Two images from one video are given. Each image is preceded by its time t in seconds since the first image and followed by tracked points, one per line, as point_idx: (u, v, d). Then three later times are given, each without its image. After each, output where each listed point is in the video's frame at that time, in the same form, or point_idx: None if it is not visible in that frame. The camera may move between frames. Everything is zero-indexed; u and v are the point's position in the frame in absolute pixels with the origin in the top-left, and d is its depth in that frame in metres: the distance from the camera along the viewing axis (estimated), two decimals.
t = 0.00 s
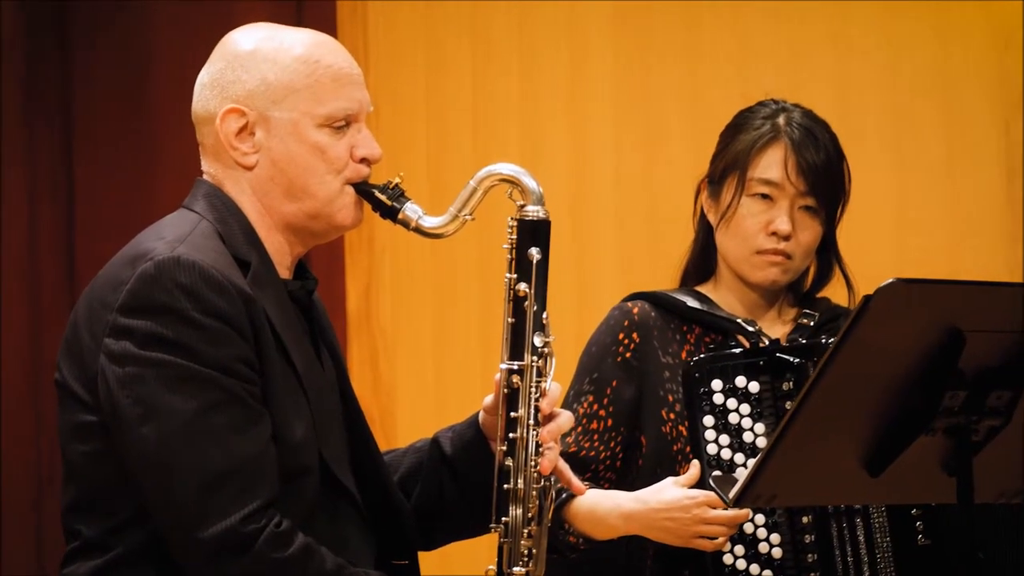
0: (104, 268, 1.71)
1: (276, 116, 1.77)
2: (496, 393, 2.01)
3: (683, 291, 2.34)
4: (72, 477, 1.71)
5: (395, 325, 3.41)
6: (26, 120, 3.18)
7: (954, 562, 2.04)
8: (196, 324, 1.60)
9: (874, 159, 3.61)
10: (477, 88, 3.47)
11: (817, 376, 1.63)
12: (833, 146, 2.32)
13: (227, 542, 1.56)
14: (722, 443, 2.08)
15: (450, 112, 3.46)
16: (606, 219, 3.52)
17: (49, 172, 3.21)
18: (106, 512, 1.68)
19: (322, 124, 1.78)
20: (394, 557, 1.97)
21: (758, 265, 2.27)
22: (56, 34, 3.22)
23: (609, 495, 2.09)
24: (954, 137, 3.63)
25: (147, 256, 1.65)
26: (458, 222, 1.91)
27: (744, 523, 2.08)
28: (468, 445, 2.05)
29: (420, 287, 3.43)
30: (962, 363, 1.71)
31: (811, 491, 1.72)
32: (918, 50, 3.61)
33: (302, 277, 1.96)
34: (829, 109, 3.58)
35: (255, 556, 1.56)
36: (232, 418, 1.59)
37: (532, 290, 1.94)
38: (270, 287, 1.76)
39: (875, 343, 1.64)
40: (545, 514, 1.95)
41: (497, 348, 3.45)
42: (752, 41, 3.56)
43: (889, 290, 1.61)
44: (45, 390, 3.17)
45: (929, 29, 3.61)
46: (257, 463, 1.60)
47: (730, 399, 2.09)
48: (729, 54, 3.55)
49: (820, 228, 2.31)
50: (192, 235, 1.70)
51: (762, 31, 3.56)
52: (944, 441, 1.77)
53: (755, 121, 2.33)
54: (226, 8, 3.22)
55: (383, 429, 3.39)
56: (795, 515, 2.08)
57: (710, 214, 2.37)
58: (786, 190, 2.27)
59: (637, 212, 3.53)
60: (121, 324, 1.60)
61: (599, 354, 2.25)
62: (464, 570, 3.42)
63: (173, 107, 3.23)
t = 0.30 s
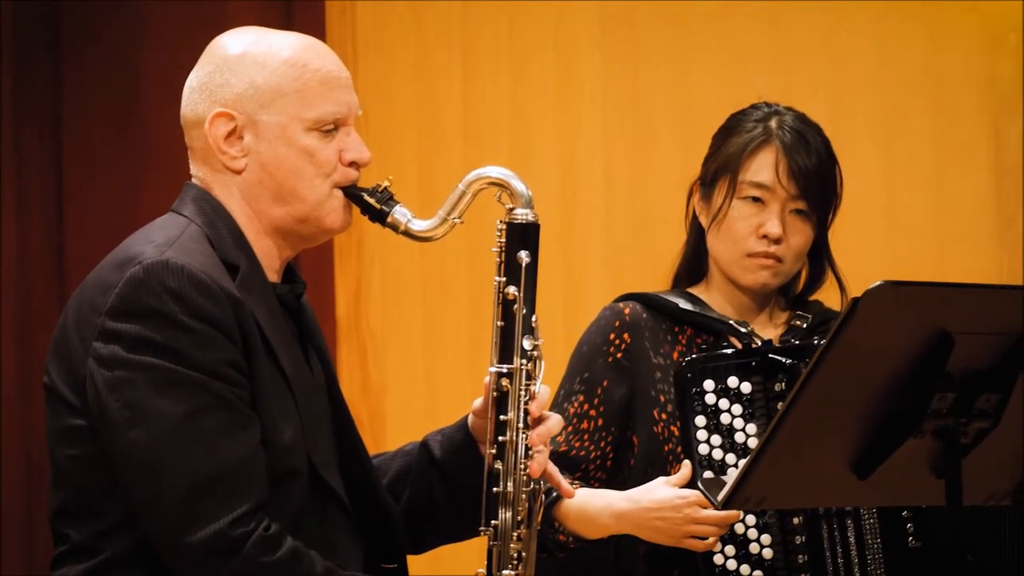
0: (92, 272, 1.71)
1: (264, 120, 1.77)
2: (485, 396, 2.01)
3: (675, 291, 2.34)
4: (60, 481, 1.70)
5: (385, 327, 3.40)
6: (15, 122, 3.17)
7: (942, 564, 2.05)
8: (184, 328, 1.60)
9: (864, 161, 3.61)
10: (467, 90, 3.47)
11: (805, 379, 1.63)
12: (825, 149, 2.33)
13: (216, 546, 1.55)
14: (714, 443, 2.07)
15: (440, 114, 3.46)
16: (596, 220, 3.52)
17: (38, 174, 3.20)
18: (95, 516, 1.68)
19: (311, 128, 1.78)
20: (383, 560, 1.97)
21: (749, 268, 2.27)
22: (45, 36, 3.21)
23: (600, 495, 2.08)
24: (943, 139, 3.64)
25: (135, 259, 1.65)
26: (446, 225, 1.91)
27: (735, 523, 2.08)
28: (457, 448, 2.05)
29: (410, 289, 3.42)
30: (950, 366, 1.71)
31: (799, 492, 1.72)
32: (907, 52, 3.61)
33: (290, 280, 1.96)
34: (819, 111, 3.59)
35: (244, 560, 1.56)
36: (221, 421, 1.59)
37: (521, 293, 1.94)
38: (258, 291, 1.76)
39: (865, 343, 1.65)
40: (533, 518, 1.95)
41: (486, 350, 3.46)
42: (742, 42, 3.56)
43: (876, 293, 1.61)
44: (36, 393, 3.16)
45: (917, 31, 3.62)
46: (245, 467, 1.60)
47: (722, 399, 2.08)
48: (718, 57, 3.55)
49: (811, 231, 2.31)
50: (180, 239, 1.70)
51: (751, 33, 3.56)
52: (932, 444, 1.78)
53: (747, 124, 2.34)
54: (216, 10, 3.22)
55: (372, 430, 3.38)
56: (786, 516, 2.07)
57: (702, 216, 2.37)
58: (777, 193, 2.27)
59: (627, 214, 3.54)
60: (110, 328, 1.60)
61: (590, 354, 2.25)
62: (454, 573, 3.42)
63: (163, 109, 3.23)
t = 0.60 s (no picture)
0: (85, 273, 1.71)
1: (257, 122, 1.77)
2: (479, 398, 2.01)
3: (676, 291, 2.33)
4: (52, 481, 1.70)
5: (379, 328, 3.41)
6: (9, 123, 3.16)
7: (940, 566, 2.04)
8: (177, 329, 1.60)
9: (857, 163, 3.62)
10: (461, 91, 3.47)
11: (798, 381, 1.64)
12: (829, 154, 2.31)
13: (208, 547, 1.55)
14: (715, 440, 2.03)
15: (434, 115, 3.46)
16: (591, 222, 3.52)
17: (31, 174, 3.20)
18: (87, 517, 1.67)
19: (304, 130, 1.78)
20: (376, 561, 1.97)
21: (749, 270, 2.26)
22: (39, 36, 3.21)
23: (601, 489, 2.08)
24: (937, 140, 3.64)
25: (128, 261, 1.65)
26: (440, 227, 1.91)
27: (735, 520, 2.04)
28: (449, 450, 2.05)
29: (403, 290, 3.43)
30: (943, 368, 1.71)
31: (793, 492, 1.72)
32: (902, 53, 3.62)
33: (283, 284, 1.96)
34: (813, 112, 3.59)
35: (236, 562, 1.56)
36: (213, 423, 1.59)
37: (515, 295, 1.94)
38: (251, 293, 1.76)
39: (861, 344, 1.65)
40: (528, 519, 1.95)
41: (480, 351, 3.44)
42: (736, 44, 3.56)
43: (870, 295, 1.61)
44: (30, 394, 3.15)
45: (912, 32, 3.62)
46: (238, 469, 1.60)
47: (724, 396, 2.04)
48: (712, 58, 3.56)
49: (813, 236, 2.30)
50: (173, 241, 1.70)
51: (745, 34, 3.56)
52: (926, 446, 1.77)
53: (752, 126, 2.33)
54: (209, 12, 3.22)
55: (366, 431, 3.39)
56: (786, 513, 2.05)
57: (705, 217, 2.36)
58: (780, 197, 2.26)
59: (621, 214, 3.53)
60: (102, 330, 1.60)
61: (590, 349, 2.24)
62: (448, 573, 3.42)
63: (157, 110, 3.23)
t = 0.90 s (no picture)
0: (83, 271, 1.71)
1: (257, 120, 1.76)
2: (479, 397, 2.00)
3: (687, 286, 2.28)
4: (50, 479, 1.70)
5: (379, 327, 3.41)
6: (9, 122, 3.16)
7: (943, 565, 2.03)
8: (175, 327, 1.60)
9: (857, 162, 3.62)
10: (461, 90, 3.47)
11: (798, 381, 1.63)
12: (845, 156, 2.25)
13: (207, 545, 1.55)
14: (722, 436, 2.02)
15: (434, 116, 3.46)
16: (591, 221, 3.52)
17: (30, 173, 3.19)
18: (85, 515, 1.67)
19: (304, 127, 1.77)
20: (375, 561, 1.97)
21: (759, 271, 2.21)
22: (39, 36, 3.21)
23: (607, 482, 2.02)
24: (937, 139, 3.64)
25: (126, 259, 1.65)
26: (439, 225, 1.90)
27: (741, 517, 2.02)
28: (448, 450, 2.04)
29: (402, 291, 3.42)
30: (943, 367, 1.71)
31: (793, 490, 1.71)
32: (900, 53, 3.62)
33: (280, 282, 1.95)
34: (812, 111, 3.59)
35: (235, 560, 1.55)
36: (212, 421, 1.59)
37: (514, 293, 1.94)
38: (249, 291, 1.75)
39: (864, 340, 1.65)
40: (529, 517, 1.94)
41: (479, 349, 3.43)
42: (735, 44, 3.56)
43: (873, 293, 1.60)
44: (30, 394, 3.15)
45: (911, 32, 3.62)
46: (237, 467, 1.60)
47: (732, 393, 2.04)
48: (711, 57, 3.56)
49: (826, 238, 2.25)
50: (171, 239, 1.70)
51: (744, 35, 3.56)
52: (926, 444, 1.77)
53: (767, 126, 2.27)
54: (209, 11, 3.22)
55: (366, 428, 3.38)
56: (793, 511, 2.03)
57: (717, 215, 2.31)
58: (793, 198, 2.20)
59: (621, 214, 3.53)
60: (100, 327, 1.59)
61: (599, 341, 2.20)
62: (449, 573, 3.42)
63: (158, 109, 3.23)
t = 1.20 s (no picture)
0: (82, 269, 1.70)
1: (254, 118, 1.76)
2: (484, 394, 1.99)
3: (696, 281, 2.28)
4: (51, 479, 1.69)
5: (383, 321, 3.40)
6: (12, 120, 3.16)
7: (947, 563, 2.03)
8: (177, 324, 1.60)
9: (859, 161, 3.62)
10: (464, 89, 3.47)
11: (801, 379, 1.63)
12: (856, 157, 2.24)
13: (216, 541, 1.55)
14: (726, 435, 2.02)
15: (438, 114, 3.46)
16: (593, 220, 3.52)
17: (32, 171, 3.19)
18: (86, 515, 1.66)
19: (301, 123, 1.77)
20: (377, 556, 1.95)
21: (767, 271, 2.21)
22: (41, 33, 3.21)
23: (614, 478, 2.02)
24: (938, 138, 3.64)
25: (126, 256, 1.64)
26: (444, 221, 1.90)
27: (745, 516, 2.02)
28: (450, 450, 2.04)
29: (405, 290, 3.42)
30: (948, 364, 1.71)
31: (798, 487, 1.71)
32: (902, 54, 3.62)
33: (279, 279, 1.94)
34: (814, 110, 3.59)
35: (245, 556, 1.56)
36: (217, 417, 1.59)
37: (521, 290, 1.93)
38: (250, 288, 1.75)
39: (869, 337, 1.64)
40: (534, 514, 1.94)
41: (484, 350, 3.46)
42: (737, 44, 3.56)
43: (877, 290, 1.61)
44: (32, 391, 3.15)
45: (913, 31, 3.62)
46: (243, 463, 1.60)
47: (737, 391, 2.03)
48: (713, 56, 3.56)
49: (835, 239, 2.24)
50: (170, 236, 1.69)
51: (746, 35, 3.56)
52: (929, 441, 1.77)
53: (778, 126, 2.26)
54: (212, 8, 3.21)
55: (370, 428, 3.38)
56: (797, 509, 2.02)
57: (727, 212, 2.30)
58: (802, 200, 2.20)
59: (624, 213, 3.53)
60: (101, 325, 1.59)
61: (607, 335, 2.19)
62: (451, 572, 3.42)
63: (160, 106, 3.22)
